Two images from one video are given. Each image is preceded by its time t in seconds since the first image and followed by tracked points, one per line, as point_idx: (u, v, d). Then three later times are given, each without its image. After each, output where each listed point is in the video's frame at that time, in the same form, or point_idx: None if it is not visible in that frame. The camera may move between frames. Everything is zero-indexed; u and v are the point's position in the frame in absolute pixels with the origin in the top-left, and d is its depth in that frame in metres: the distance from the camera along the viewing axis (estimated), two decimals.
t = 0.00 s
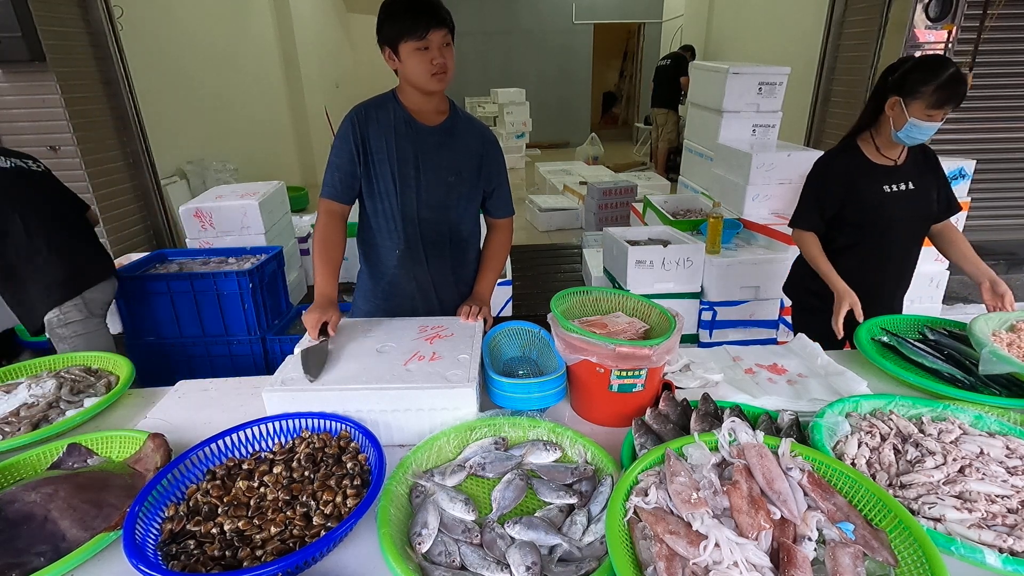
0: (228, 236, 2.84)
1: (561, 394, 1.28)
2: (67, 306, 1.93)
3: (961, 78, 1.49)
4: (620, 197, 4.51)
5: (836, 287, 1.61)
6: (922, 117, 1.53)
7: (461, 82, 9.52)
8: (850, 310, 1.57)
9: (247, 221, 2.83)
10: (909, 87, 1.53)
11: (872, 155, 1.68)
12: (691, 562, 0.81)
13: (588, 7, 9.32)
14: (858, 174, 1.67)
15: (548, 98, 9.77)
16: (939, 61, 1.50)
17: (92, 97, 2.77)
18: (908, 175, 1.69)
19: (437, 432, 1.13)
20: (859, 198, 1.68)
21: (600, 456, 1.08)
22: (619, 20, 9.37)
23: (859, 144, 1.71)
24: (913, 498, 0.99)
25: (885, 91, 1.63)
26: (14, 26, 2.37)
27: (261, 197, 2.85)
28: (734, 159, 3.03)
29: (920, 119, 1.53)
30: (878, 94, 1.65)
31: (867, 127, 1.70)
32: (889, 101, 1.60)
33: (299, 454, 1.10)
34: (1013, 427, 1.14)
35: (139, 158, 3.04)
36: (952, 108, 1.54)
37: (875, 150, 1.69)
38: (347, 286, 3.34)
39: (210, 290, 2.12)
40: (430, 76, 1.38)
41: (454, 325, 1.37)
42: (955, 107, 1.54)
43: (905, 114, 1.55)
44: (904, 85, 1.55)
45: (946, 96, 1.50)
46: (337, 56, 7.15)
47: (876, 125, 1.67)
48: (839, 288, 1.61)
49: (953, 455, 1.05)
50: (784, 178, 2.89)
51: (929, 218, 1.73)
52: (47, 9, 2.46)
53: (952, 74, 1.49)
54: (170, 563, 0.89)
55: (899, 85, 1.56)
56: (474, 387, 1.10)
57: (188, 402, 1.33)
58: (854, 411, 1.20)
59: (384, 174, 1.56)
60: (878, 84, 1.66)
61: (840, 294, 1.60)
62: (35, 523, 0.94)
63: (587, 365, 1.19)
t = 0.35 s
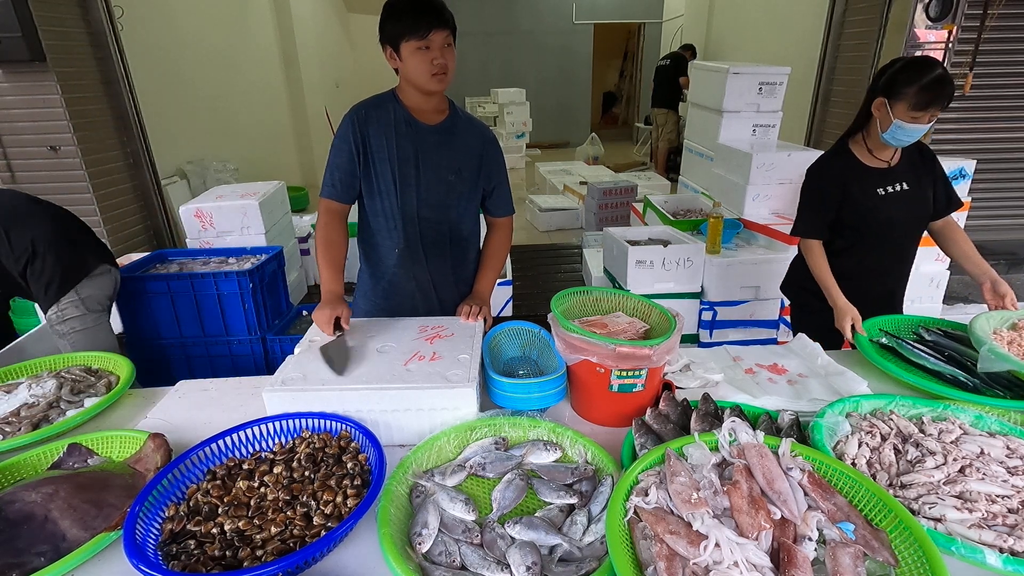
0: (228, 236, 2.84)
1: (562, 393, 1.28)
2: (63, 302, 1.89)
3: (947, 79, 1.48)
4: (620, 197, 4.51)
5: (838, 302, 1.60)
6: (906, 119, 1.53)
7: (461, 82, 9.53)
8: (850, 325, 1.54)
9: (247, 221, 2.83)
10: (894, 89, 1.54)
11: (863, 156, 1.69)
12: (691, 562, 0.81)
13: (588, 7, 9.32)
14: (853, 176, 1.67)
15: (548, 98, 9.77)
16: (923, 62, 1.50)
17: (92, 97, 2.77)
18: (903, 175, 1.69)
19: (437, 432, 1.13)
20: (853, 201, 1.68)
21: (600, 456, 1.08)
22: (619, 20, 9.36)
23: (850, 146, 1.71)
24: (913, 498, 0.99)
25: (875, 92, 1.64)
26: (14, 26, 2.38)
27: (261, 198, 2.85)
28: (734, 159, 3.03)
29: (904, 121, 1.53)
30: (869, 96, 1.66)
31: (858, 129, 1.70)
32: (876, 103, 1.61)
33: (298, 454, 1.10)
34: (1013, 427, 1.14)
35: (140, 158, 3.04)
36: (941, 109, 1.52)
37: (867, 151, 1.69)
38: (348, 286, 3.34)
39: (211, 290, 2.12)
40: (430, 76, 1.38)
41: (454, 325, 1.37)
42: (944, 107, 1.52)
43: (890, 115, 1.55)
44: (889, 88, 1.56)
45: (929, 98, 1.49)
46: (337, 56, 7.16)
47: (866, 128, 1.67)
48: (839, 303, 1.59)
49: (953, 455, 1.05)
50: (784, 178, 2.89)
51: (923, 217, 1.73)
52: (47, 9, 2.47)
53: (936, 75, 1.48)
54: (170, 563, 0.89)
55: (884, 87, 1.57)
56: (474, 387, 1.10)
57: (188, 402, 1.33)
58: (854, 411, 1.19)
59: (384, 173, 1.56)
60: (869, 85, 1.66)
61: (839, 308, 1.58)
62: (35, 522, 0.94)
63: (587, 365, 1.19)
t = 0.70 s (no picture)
0: (228, 236, 2.84)
1: (562, 393, 1.28)
2: (72, 296, 1.89)
3: (958, 75, 1.50)
4: (620, 197, 4.51)
5: (830, 309, 1.58)
6: (924, 117, 1.53)
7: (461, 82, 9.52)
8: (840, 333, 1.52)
9: (247, 221, 2.83)
10: (907, 88, 1.53)
11: (867, 157, 1.68)
12: (691, 562, 0.81)
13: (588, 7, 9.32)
14: (856, 176, 1.66)
15: (548, 98, 9.78)
16: (934, 59, 1.50)
17: (92, 97, 2.77)
18: (904, 174, 1.69)
19: (437, 432, 1.13)
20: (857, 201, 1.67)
21: (600, 456, 1.08)
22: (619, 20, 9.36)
23: (854, 146, 1.71)
24: (913, 498, 0.99)
25: (879, 93, 1.63)
26: (14, 26, 2.38)
27: (261, 197, 2.85)
28: (734, 159, 3.03)
29: (923, 119, 1.53)
30: (875, 95, 1.64)
31: (863, 130, 1.69)
32: (885, 103, 1.60)
33: (298, 454, 1.10)
34: (1013, 427, 1.14)
35: (140, 158, 3.04)
36: (951, 105, 1.55)
37: (870, 151, 1.69)
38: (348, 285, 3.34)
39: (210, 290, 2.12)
40: (405, 82, 1.39)
41: (454, 325, 1.37)
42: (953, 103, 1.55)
43: (907, 116, 1.54)
44: (900, 87, 1.54)
45: (946, 95, 1.50)
46: (337, 57, 7.16)
47: (874, 127, 1.66)
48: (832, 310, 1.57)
49: (953, 455, 1.05)
50: (784, 178, 2.89)
51: (925, 214, 1.72)
52: (47, 9, 2.47)
53: (949, 72, 1.49)
54: (170, 563, 0.89)
55: (895, 86, 1.56)
56: (474, 387, 1.10)
57: (188, 402, 1.33)
58: (854, 411, 1.19)
59: (384, 172, 1.56)
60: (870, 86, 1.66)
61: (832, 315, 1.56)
62: (35, 523, 0.94)
63: (587, 365, 1.19)
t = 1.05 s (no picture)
0: (228, 236, 2.84)
1: (562, 394, 1.28)
2: (79, 298, 1.89)
3: (963, 69, 1.53)
4: (620, 198, 4.51)
5: (831, 304, 1.58)
6: (937, 110, 1.55)
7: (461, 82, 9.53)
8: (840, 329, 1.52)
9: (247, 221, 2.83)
10: (918, 84, 1.54)
11: (875, 156, 1.68)
12: (691, 562, 0.81)
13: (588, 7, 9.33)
14: (857, 175, 1.66)
15: (548, 98, 9.78)
16: (940, 54, 1.52)
17: (92, 97, 2.77)
18: (910, 172, 1.69)
19: (437, 432, 1.13)
20: (864, 199, 1.67)
21: (600, 456, 1.08)
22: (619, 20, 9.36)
23: (861, 145, 1.70)
24: (913, 499, 0.99)
25: (884, 92, 1.63)
26: (14, 26, 2.38)
27: (261, 197, 2.85)
28: (734, 159, 3.03)
29: (935, 112, 1.55)
30: (881, 93, 1.65)
31: (869, 128, 1.69)
32: (893, 101, 1.60)
33: (298, 454, 1.10)
34: (1013, 427, 1.14)
35: (140, 158, 3.04)
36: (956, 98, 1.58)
37: (878, 150, 1.68)
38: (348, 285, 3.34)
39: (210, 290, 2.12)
40: (403, 82, 1.39)
41: (454, 325, 1.37)
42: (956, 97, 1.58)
43: (920, 110, 1.55)
44: (910, 83, 1.55)
45: (954, 88, 1.53)
46: (337, 57, 7.16)
47: (880, 126, 1.66)
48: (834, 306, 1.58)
49: (953, 455, 1.05)
50: (785, 178, 2.89)
51: (930, 214, 1.72)
52: (47, 9, 2.47)
53: (955, 66, 1.52)
54: (170, 563, 0.89)
55: (904, 82, 1.56)
56: (474, 387, 1.10)
57: (188, 402, 1.33)
58: (854, 411, 1.19)
59: (382, 173, 1.56)
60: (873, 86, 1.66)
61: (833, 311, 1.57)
62: (35, 523, 0.94)
63: (586, 365, 1.19)
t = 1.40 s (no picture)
0: (228, 236, 2.84)
1: (562, 393, 1.28)
2: (72, 298, 1.90)
3: (970, 68, 1.52)
4: (620, 197, 4.51)
5: (841, 287, 1.59)
6: (941, 110, 1.54)
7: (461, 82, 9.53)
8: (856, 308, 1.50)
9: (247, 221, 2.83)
10: (922, 83, 1.54)
11: (881, 157, 1.68)
12: (691, 562, 0.81)
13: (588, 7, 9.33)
14: (857, 176, 1.66)
15: (548, 98, 9.78)
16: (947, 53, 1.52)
17: (92, 97, 2.77)
18: (917, 175, 1.69)
19: (437, 432, 1.13)
20: (868, 200, 1.67)
21: (600, 456, 1.08)
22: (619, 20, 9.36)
23: (867, 146, 1.70)
24: (913, 499, 0.99)
25: (891, 92, 1.64)
26: (14, 26, 2.38)
27: (261, 197, 2.85)
28: (734, 159, 3.03)
29: (939, 112, 1.54)
30: (886, 94, 1.65)
31: (875, 129, 1.69)
32: (898, 100, 1.60)
33: (298, 454, 1.10)
34: (1013, 427, 1.14)
35: (140, 158, 3.04)
36: (965, 99, 1.56)
37: (883, 151, 1.68)
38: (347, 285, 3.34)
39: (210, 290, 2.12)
40: (396, 84, 1.39)
41: (455, 325, 1.37)
42: (966, 98, 1.57)
43: (923, 110, 1.55)
44: (915, 82, 1.55)
45: (959, 88, 1.52)
46: (337, 57, 7.16)
47: (886, 127, 1.66)
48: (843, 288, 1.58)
49: (953, 455, 1.05)
50: (784, 178, 2.89)
51: (934, 215, 1.72)
52: (47, 9, 2.47)
53: (961, 65, 1.51)
54: (170, 563, 0.89)
55: (909, 82, 1.57)
56: (473, 387, 1.10)
57: (188, 402, 1.33)
58: (854, 411, 1.19)
59: (379, 175, 1.56)
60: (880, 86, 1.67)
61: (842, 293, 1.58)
62: (35, 523, 0.94)
63: (586, 365, 1.19)
